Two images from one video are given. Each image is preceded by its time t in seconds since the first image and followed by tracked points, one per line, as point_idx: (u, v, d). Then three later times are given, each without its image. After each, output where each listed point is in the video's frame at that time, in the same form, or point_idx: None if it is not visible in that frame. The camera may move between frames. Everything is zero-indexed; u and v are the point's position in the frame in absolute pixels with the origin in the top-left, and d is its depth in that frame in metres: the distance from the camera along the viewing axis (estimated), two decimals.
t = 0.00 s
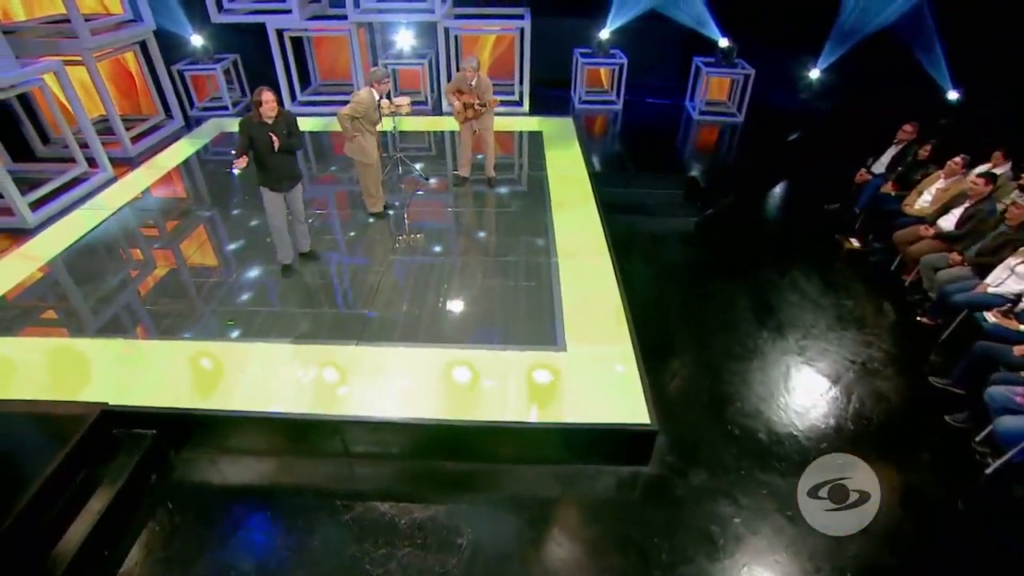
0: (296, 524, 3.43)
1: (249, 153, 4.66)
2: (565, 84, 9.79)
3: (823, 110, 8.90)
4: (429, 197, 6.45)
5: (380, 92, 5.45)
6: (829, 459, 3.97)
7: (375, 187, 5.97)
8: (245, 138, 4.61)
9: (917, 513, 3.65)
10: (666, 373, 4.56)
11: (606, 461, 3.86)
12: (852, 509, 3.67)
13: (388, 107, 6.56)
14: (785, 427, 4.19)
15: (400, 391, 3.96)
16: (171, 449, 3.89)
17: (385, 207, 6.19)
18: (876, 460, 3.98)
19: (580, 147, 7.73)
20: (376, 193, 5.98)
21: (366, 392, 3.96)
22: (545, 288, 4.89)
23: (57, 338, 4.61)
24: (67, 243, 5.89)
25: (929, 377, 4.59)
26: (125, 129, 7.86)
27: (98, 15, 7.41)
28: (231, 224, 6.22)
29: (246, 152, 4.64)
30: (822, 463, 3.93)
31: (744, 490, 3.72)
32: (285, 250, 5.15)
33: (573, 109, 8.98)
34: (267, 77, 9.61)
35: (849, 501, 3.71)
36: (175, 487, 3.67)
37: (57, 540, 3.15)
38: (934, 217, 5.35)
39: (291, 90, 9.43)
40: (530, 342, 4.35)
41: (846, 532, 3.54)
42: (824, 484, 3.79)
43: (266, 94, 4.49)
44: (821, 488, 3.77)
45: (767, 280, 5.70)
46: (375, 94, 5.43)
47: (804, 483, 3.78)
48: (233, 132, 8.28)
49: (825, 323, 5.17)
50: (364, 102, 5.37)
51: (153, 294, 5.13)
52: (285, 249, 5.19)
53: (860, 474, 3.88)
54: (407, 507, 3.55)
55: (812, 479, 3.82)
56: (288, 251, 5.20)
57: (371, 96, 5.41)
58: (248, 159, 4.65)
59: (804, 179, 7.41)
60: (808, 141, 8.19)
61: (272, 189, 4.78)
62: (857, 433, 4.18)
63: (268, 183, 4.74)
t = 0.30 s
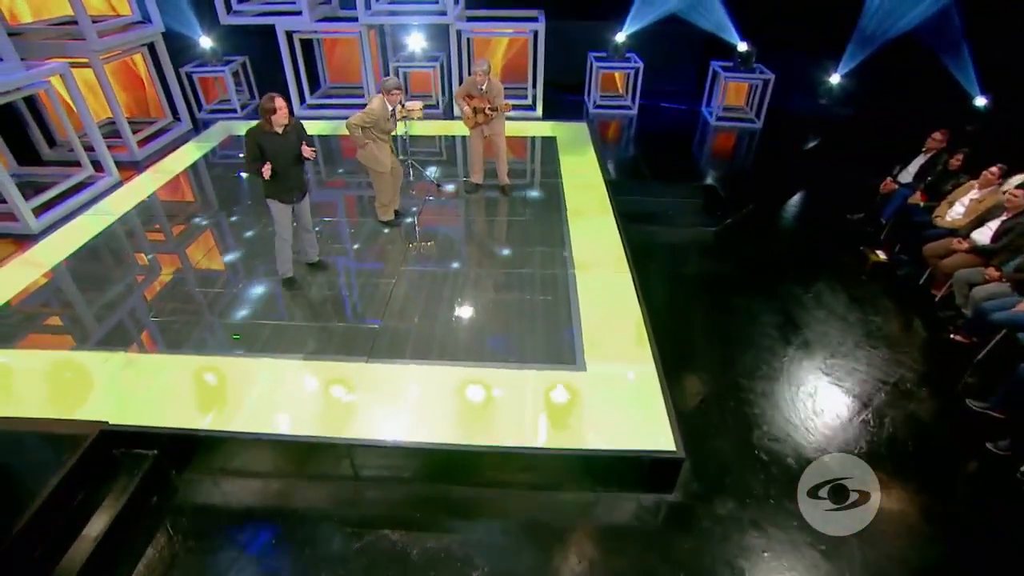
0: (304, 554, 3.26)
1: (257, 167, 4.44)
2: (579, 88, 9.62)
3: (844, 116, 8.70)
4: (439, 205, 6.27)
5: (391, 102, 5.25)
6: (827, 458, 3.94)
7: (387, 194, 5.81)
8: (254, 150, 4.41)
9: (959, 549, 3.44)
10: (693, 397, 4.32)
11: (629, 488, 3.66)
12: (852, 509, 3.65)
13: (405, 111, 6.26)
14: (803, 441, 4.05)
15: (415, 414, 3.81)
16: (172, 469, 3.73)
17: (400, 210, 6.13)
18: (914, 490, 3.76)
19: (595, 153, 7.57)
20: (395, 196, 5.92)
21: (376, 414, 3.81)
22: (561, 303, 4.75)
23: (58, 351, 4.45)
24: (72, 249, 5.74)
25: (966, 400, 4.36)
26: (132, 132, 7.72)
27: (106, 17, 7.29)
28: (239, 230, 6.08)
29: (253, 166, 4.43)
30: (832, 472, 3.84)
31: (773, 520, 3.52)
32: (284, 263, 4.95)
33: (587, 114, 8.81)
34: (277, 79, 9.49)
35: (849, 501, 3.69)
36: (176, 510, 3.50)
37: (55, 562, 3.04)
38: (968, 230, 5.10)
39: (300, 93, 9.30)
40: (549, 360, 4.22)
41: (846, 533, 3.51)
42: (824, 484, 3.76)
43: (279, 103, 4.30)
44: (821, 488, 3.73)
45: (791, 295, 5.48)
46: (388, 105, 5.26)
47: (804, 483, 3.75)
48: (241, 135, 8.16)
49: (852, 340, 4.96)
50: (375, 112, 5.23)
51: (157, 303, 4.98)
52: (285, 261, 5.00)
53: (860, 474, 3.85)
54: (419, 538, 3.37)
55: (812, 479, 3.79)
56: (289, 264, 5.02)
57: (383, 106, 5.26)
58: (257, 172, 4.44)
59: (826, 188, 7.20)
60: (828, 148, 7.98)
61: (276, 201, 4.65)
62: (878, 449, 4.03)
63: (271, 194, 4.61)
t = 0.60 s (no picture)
0: None
1: (258, 183, 4.23)
2: (589, 92, 9.46)
3: (860, 121, 8.52)
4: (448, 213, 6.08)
5: (399, 109, 5.06)
6: (827, 456, 3.91)
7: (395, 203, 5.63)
8: (251, 166, 4.19)
9: None
10: (720, 421, 4.11)
11: (652, 517, 3.48)
12: (852, 510, 3.61)
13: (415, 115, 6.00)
14: (808, 446, 3.98)
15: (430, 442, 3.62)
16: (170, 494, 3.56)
17: (419, 211, 6.03)
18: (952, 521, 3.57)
19: (606, 159, 7.41)
20: (413, 198, 5.91)
21: (385, 438, 3.64)
22: (577, 318, 4.58)
23: (54, 367, 4.27)
24: (71, 258, 5.57)
25: (1003, 423, 4.18)
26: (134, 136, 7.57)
27: (108, 19, 7.15)
28: (243, 236, 5.91)
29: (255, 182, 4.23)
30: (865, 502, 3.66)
31: (803, 553, 3.34)
32: (284, 275, 4.76)
33: (598, 118, 8.64)
34: (282, 82, 9.34)
35: (848, 502, 3.65)
36: (175, 537, 3.33)
37: None
38: (999, 242, 4.90)
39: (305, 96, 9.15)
40: (568, 380, 4.05)
41: (846, 533, 3.47)
42: (824, 484, 3.71)
43: (274, 114, 4.07)
44: (821, 489, 3.68)
45: (813, 310, 5.27)
46: (395, 113, 5.09)
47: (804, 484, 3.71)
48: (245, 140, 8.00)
49: (878, 357, 4.77)
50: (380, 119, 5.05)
51: (157, 315, 4.81)
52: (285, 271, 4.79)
53: (863, 476, 3.80)
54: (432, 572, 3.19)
55: (812, 479, 3.74)
56: (292, 277, 4.83)
57: (391, 113, 5.08)
58: (261, 188, 4.24)
59: (843, 196, 7.02)
60: (845, 154, 7.80)
61: (270, 216, 4.47)
62: (885, 458, 3.94)
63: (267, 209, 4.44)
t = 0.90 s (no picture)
0: None
1: (262, 198, 4.10)
2: (599, 96, 9.28)
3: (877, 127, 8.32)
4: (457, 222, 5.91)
5: (413, 104, 4.95)
6: (857, 482, 3.73)
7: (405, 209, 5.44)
8: (253, 182, 4.05)
9: None
10: (747, 444, 3.91)
11: (676, 548, 3.29)
12: (852, 509, 3.57)
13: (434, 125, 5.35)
14: (810, 445, 3.95)
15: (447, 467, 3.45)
16: (171, 521, 3.39)
17: (431, 222, 5.82)
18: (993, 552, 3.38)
19: (618, 165, 7.24)
20: (424, 209, 5.69)
21: (395, 463, 3.47)
22: (594, 336, 4.41)
23: (50, 385, 4.09)
24: (70, 267, 5.40)
25: None
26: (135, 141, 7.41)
27: (110, 21, 7.00)
28: (245, 244, 5.74)
29: (260, 197, 4.10)
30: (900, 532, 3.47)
31: None
32: (290, 291, 4.56)
33: (608, 123, 8.48)
34: (286, 85, 9.19)
35: (849, 501, 3.61)
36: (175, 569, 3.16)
37: None
38: None
39: (310, 100, 9.00)
40: (588, 401, 3.89)
41: (844, 532, 3.44)
42: (824, 484, 3.68)
43: (267, 124, 3.92)
44: (820, 489, 3.65)
45: (836, 323, 5.08)
46: (409, 109, 4.96)
47: (803, 483, 3.68)
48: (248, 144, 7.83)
49: (908, 375, 4.56)
50: (393, 114, 4.95)
51: (157, 328, 4.62)
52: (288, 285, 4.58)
53: (862, 475, 3.77)
54: None
55: (811, 479, 3.71)
56: (296, 290, 4.64)
57: (404, 110, 4.96)
58: (267, 203, 4.12)
59: (863, 204, 6.83)
60: (863, 161, 7.61)
61: (270, 230, 4.29)
62: (890, 460, 3.89)
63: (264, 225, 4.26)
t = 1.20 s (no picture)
0: None
1: (292, 195, 3.89)
2: (612, 100, 9.12)
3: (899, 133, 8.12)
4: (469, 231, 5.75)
5: (430, 105, 4.77)
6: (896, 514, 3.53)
7: (421, 217, 5.30)
8: (281, 183, 3.82)
9: None
10: (777, 473, 3.71)
11: None
12: (853, 510, 3.54)
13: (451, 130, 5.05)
14: (812, 447, 3.89)
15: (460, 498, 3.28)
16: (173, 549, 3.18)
17: (445, 231, 5.65)
18: None
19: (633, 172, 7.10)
20: (439, 217, 5.52)
21: (409, 492, 3.31)
22: (613, 356, 4.26)
23: (48, 402, 3.93)
24: (73, 275, 5.25)
25: None
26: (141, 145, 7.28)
27: (116, 24, 6.88)
28: (253, 251, 5.59)
29: (292, 193, 3.88)
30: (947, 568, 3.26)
31: None
32: (299, 304, 4.37)
33: (622, 129, 8.32)
34: (295, 88, 9.06)
35: (849, 502, 3.57)
36: None
37: None
38: None
39: (319, 104, 8.87)
40: (612, 426, 3.74)
41: (847, 533, 3.40)
42: (824, 484, 3.65)
43: (281, 125, 3.76)
44: (820, 489, 3.61)
45: (864, 339, 4.88)
46: (426, 111, 4.79)
47: (803, 483, 3.64)
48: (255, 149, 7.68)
49: (946, 395, 4.34)
50: (409, 115, 4.79)
51: (161, 339, 4.46)
52: (297, 300, 4.38)
53: (863, 476, 3.73)
54: None
55: (812, 480, 3.67)
56: (305, 304, 4.44)
57: (421, 111, 4.80)
58: (299, 195, 3.93)
59: (886, 214, 6.63)
60: (885, 169, 7.41)
61: (283, 240, 4.05)
62: (895, 466, 3.80)
63: (281, 235, 4.02)
